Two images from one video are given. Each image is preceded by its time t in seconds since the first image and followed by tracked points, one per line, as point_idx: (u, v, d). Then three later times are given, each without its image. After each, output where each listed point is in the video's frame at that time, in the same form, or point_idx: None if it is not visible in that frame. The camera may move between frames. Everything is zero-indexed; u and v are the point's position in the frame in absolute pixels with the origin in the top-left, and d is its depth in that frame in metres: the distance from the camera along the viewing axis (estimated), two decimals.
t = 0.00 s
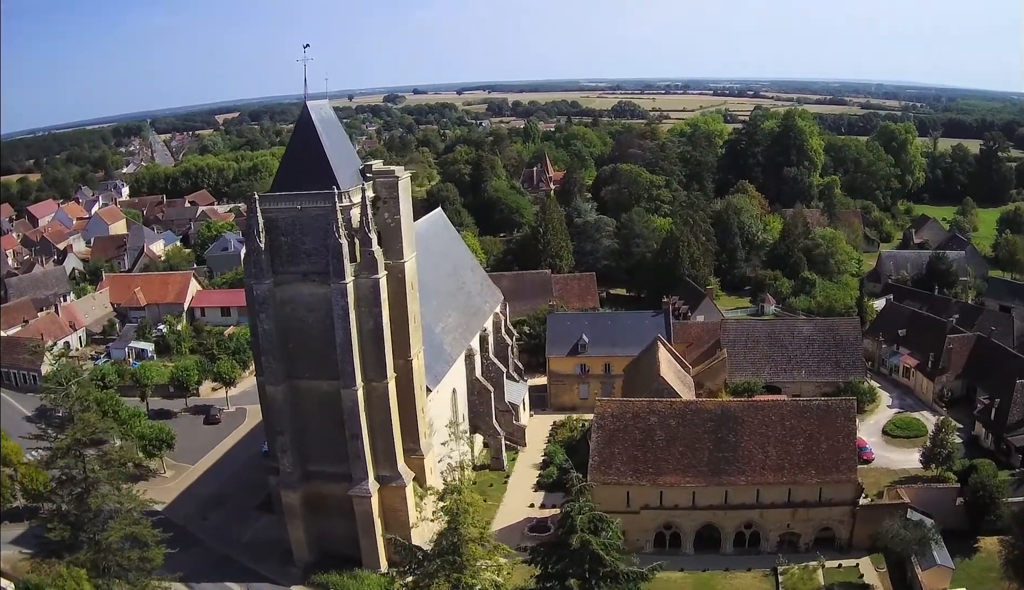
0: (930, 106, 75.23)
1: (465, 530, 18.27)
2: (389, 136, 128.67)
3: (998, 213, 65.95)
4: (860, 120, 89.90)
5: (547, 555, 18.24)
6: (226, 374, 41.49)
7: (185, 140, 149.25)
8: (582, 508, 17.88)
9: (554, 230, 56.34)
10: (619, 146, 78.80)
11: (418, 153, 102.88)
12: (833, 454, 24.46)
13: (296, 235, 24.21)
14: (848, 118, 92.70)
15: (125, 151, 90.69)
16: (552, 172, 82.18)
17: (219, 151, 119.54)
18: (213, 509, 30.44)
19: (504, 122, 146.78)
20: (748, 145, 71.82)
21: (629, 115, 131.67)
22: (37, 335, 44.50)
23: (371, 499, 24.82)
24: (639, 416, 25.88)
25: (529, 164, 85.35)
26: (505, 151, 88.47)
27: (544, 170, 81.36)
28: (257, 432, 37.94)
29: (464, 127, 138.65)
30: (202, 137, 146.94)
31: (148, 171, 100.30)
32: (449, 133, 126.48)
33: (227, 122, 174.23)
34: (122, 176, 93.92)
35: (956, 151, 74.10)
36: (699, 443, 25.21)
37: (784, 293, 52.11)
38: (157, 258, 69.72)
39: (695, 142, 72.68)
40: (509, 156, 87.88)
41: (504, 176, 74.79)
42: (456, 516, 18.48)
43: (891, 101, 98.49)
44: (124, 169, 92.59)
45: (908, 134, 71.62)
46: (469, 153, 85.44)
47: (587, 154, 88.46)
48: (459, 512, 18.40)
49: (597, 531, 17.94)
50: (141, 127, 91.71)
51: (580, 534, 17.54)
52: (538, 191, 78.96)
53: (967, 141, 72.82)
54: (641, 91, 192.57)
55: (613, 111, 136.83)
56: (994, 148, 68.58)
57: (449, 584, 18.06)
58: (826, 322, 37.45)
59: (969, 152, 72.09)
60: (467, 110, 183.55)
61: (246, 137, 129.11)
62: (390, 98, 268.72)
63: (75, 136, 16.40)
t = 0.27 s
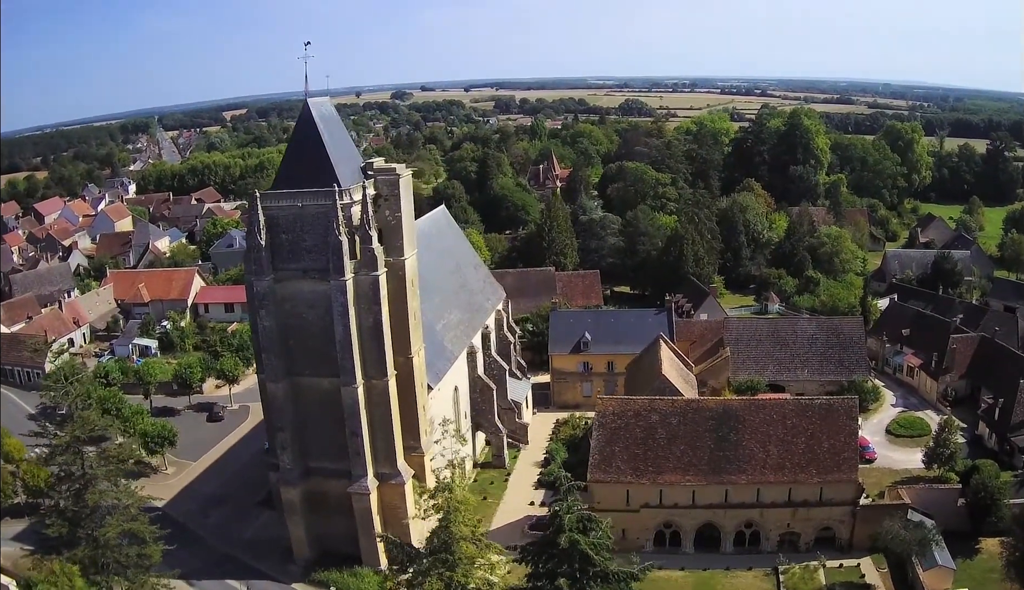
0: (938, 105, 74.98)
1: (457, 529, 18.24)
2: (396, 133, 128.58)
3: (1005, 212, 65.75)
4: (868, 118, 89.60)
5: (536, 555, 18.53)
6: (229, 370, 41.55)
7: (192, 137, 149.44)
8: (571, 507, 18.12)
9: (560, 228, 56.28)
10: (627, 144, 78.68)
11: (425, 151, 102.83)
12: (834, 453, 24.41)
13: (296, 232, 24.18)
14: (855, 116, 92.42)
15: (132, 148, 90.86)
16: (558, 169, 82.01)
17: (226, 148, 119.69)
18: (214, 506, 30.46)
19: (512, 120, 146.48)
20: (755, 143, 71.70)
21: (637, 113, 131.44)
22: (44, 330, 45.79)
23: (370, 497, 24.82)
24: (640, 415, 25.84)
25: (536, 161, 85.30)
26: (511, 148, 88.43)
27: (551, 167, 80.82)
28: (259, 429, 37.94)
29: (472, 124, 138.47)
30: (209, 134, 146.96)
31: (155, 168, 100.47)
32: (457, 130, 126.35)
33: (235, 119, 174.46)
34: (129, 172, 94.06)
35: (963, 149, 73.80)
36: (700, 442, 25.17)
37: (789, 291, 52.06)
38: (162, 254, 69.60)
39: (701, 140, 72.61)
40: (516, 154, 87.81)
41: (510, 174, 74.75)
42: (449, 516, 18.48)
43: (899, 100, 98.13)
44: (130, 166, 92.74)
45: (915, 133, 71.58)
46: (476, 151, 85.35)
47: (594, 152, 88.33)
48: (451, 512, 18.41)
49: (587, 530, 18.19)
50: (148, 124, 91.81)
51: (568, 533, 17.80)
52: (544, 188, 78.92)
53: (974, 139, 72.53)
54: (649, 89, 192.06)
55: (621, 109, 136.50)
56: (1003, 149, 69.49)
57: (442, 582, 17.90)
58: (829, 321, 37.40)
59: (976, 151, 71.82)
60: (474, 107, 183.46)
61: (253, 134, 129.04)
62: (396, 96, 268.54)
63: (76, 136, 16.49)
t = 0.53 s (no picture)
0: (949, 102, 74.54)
1: (451, 527, 18.03)
2: (407, 129, 128.55)
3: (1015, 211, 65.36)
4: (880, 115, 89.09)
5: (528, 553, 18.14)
6: (236, 366, 41.66)
7: (203, 132, 149.70)
8: (563, 505, 17.71)
9: (568, 224, 56.23)
10: (637, 141, 78.48)
11: (435, 147, 102.82)
12: (838, 453, 24.30)
13: (300, 228, 24.19)
14: (867, 113, 91.97)
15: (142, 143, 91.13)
16: (568, 165, 81.88)
17: (237, 144, 119.91)
18: (218, 501, 30.53)
19: (523, 116, 146.20)
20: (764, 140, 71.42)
21: (648, 109, 131.13)
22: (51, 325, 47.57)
23: (373, 493, 24.84)
24: (644, 412, 25.83)
25: (545, 158, 85.31)
26: (521, 144, 88.39)
27: (560, 164, 80.52)
28: (265, 424, 38.00)
29: (482, 120, 138.37)
30: (220, 129, 147.31)
31: (165, 164, 100.71)
32: (468, 126, 126.22)
33: (246, 114, 174.83)
34: (138, 167, 94.30)
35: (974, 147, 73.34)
36: (703, 440, 25.12)
37: (798, 289, 51.92)
38: (171, 249, 69.67)
39: (710, 137, 72.41)
40: (526, 150, 87.76)
41: (519, 170, 74.66)
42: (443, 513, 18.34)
43: (911, 97, 97.57)
44: (140, 161, 92.98)
45: (925, 131, 71.24)
46: (486, 147, 85.30)
47: (604, 149, 88.18)
48: (446, 509, 18.31)
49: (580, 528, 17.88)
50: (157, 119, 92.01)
51: (560, 532, 17.43)
52: (554, 184, 78.72)
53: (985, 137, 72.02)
54: (660, 85, 191.34)
55: (632, 105, 136.04)
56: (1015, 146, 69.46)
57: (436, 580, 17.43)
58: (837, 319, 37.30)
59: (987, 149, 71.36)
60: (485, 103, 183.33)
61: (264, 130, 129.24)
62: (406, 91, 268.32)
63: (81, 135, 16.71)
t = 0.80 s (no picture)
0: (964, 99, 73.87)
1: (450, 521, 18.13)
2: (422, 123, 128.38)
3: None
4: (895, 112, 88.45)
5: (524, 551, 18.79)
6: (245, 360, 41.77)
7: (217, 126, 150.20)
8: (559, 502, 18.45)
9: (580, 219, 56.06)
10: (649, 137, 78.18)
11: (448, 142, 102.75)
12: (846, 450, 24.16)
13: (308, 222, 24.18)
14: (881, 109, 91.29)
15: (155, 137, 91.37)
16: (581, 161, 81.60)
17: (250, 137, 120.21)
18: (225, 495, 30.62)
19: (537, 111, 145.76)
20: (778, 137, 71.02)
21: (662, 105, 130.65)
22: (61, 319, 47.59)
23: (379, 487, 24.87)
24: (651, 408, 25.74)
25: (559, 153, 85.16)
26: (535, 139, 88.18)
27: (574, 159, 80.16)
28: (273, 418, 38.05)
29: (496, 115, 138.20)
30: (234, 123, 147.63)
31: (177, 157, 100.98)
32: (481, 121, 126.11)
33: (260, 108, 175.24)
34: (151, 161, 94.63)
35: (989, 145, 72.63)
36: (711, 437, 25.02)
37: (809, 285, 51.68)
38: (183, 242, 69.75)
39: (723, 133, 72.04)
40: (539, 145, 87.56)
41: (532, 165, 74.47)
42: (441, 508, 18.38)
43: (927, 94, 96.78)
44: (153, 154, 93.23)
45: (938, 129, 70.68)
46: (499, 142, 85.14)
47: (618, 144, 87.86)
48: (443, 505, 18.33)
49: (576, 525, 18.47)
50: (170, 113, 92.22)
51: (555, 529, 18.20)
52: (567, 179, 78.43)
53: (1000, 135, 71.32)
54: (674, 80, 190.27)
55: (647, 101, 135.48)
56: None
57: (434, 575, 17.83)
58: (847, 316, 37.10)
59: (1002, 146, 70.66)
60: (500, 98, 183.23)
61: (277, 124, 129.40)
62: (420, 86, 267.96)
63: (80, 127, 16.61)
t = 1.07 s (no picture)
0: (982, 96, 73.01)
1: (449, 516, 17.47)
2: (438, 117, 128.24)
3: None
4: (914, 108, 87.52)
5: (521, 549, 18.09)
6: (257, 352, 41.98)
7: (234, 120, 150.63)
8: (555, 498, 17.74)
9: (594, 214, 55.84)
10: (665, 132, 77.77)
11: (464, 136, 102.62)
12: (855, 449, 24.00)
13: (318, 216, 24.23)
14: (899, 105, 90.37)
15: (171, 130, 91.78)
16: (597, 156, 81.33)
17: (266, 131, 120.51)
18: (234, 487, 30.78)
19: (554, 106, 145.26)
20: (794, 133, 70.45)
21: (679, 101, 130.01)
22: (73, 310, 49.26)
23: (387, 481, 24.93)
24: (661, 405, 25.67)
25: (574, 147, 84.95)
26: (551, 134, 88.01)
27: (589, 154, 79.89)
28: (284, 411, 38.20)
29: (512, 110, 137.90)
30: (251, 117, 148.11)
31: (193, 151, 101.37)
32: (498, 116, 125.85)
33: (276, 102, 175.64)
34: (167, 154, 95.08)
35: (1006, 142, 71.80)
36: (720, 434, 24.92)
37: (823, 282, 51.37)
38: (198, 235, 69.98)
39: (739, 128, 71.58)
40: (555, 140, 87.38)
41: (547, 160, 74.27)
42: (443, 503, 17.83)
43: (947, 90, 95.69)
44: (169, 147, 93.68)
45: (954, 126, 69.98)
46: (514, 137, 85.02)
47: (634, 139, 87.53)
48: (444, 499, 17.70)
49: (571, 523, 17.76)
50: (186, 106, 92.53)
51: (552, 526, 17.48)
52: (582, 174, 78.06)
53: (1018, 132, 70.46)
54: (692, 75, 189.06)
55: (664, 96, 134.80)
56: None
57: (432, 571, 17.13)
58: (860, 314, 36.85)
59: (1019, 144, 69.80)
60: (517, 92, 182.86)
61: (294, 118, 129.73)
62: (437, 80, 267.76)
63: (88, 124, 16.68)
